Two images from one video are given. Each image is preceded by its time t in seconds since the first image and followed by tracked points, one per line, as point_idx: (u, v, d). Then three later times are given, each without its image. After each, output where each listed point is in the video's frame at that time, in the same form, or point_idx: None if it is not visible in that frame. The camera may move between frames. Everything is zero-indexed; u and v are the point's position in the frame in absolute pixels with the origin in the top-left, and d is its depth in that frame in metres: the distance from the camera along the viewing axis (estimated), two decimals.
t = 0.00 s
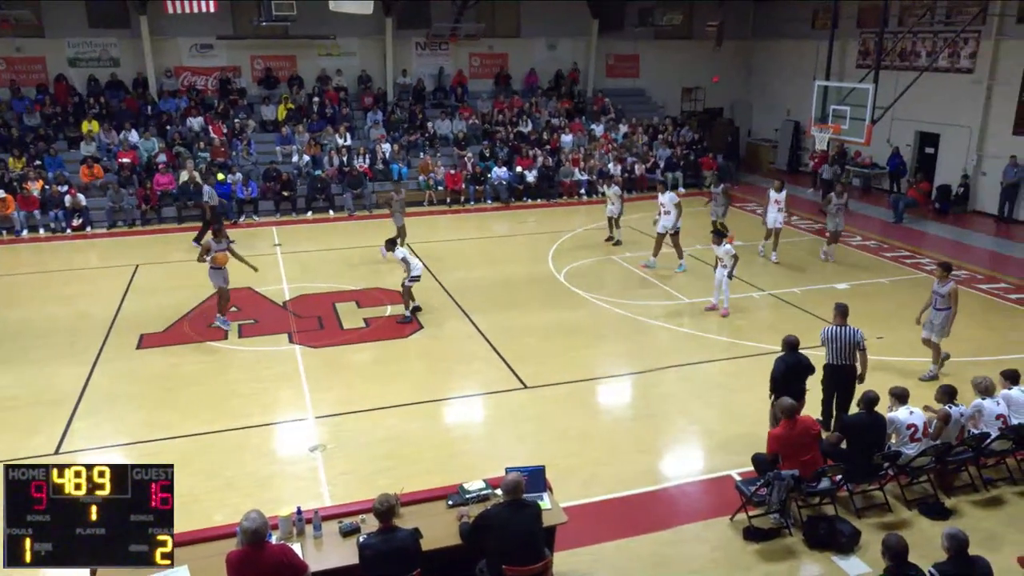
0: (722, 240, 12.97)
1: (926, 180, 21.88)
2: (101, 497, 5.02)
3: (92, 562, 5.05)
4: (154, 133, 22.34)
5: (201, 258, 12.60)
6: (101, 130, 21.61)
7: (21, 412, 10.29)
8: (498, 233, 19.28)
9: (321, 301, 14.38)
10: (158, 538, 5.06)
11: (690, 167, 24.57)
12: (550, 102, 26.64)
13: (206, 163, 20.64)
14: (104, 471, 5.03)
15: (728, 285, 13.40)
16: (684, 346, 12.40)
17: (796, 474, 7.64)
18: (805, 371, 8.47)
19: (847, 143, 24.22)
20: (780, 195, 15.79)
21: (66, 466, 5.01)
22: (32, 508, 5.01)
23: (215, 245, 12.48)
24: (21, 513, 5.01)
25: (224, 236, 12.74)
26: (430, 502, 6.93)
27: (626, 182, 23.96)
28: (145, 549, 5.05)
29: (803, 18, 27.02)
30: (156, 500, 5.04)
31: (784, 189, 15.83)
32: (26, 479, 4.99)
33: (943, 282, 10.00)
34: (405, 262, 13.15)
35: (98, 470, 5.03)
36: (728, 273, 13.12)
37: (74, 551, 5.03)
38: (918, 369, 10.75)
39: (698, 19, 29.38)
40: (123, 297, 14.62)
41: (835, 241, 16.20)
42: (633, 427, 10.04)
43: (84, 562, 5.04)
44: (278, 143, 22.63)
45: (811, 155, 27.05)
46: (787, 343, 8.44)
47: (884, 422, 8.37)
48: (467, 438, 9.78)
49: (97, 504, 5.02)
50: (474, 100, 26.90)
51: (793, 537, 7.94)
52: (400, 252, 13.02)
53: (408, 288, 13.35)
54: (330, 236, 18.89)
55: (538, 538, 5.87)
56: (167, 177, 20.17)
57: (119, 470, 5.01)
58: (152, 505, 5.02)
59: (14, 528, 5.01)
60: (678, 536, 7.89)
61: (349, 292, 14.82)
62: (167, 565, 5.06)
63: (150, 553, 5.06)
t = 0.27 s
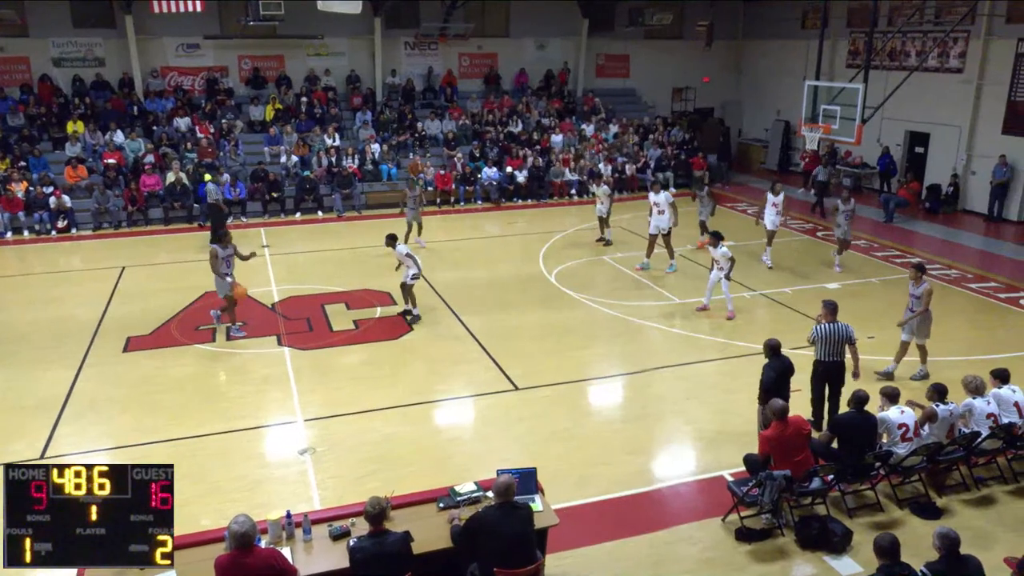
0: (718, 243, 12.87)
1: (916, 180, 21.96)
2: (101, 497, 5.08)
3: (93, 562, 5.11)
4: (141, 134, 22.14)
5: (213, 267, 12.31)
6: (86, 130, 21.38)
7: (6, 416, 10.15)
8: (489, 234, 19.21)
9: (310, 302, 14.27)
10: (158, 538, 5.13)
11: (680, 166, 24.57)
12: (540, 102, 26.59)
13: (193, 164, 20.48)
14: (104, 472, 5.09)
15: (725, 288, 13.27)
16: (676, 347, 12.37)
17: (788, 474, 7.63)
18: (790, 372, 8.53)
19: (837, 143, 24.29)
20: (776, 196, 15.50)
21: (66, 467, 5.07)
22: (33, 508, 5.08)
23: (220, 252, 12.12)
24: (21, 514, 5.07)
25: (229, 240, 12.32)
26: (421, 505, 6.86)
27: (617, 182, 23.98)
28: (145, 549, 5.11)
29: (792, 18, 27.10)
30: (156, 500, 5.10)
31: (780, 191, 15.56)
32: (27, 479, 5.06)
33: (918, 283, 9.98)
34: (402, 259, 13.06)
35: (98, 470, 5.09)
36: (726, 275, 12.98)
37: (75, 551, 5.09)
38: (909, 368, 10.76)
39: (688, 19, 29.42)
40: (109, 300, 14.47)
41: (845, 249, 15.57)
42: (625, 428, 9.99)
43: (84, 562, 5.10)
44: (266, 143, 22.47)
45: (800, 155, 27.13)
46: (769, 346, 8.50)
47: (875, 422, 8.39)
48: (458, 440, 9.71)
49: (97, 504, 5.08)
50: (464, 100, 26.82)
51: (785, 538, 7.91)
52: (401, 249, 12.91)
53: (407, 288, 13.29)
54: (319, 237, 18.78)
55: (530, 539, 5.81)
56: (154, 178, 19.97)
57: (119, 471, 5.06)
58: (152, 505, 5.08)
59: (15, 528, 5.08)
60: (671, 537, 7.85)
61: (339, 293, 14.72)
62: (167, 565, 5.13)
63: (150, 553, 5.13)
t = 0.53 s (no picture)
0: (722, 244, 12.82)
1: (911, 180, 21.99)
2: (101, 497, 5.05)
3: (93, 561, 5.10)
4: (132, 134, 22.01)
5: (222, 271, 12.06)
6: (77, 130, 21.22)
7: None
8: (484, 234, 19.15)
9: (304, 303, 14.18)
10: (159, 538, 5.11)
11: (675, 167, 24.55)
12: (534, 101, 26.54)
13: (186, 164, 20.36)
14: (104, 472, 5.05)
15: (727, 290, 13.26)
16: (671, 347, 12.34)
17: (785, 475, 7.60)
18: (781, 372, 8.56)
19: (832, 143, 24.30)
20: (781, 202, 15.31)
21: (66, 467, 5.03)
22: (32, 509, 5.04)
23: (231, 254, 11.90)
24: (20, 514, 5.03)
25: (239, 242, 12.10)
26: (416, 507, 6.79)
27: (612, 182, 23.97)
28: (146, 549, 5.09)
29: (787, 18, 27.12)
30: (156, 500, 5.07)
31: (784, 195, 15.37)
32: (25, 479, 5.02)
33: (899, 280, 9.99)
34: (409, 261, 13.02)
35: (97, 470, 5.05)
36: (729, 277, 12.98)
37: (75, 551, 5.06)
38: (904, 368, 10.77)
39: (683, 19, 29.41)
40: (101, 301, 14.35)
41: (858, 254, 15.35)
42: (621, 429, 9.95)
43: (85, 562, 5.08)
44: (259, 143, 22.35)
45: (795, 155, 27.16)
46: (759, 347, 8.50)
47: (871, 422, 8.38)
48: (453, 441, 9.66)
49: (97, 504, 5.05)
50: (458, 100, 26.74)
51: (781, 538, 7.89)
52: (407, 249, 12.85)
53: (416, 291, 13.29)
54: (313, 238, 18.70)
55: (526, 541, 5.76)
56: (146, 178, 19.83)
57: (119, 471, 5.03)
58: (153, 505, 5.06)
59: (14, 529, 5.03)
60: (667, 538, 7.81)
61: (333, 294, 14.63)
62: (167, 565, 5.11)
63: (150, 553, 5.10)
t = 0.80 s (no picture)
0: (722, 243, 12.68)
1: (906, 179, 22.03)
2: (101, 497, 5.01)
3: (92, 561, 5.05)
4: (124, 134, 21.88)
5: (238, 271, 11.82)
6: (68, 131, 21.08)
7: None
8: (478, 235, 19.10)
9: (297, 304, 14.11)
10: (159, 538, 5.06)
11: (671, 166, 24.54)
12: (529, 101, 26.50)
13: (178, 165, 20.24)
14: (104, 472, 5.01)
15: (727, 291, 13.11)
16: (667, 348, 12.31)
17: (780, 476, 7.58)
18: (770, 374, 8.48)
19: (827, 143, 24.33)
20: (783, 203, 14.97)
21: (65, 467, 4.99)
22: (31, 509, 4.99)
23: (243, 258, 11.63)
24: (20, 514, 4.98)
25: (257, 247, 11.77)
26: (411, 509, 6.74)
27: (607, 182, 23.96)
28: (146, 549, 5.05)
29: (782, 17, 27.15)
30: (156, 500, 5.03)
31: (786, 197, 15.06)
32: (25, 479, 4.97)
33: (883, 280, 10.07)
34: (427, 263, 12.81)
35: (97, 470, 5.00)
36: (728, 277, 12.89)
37: (75, 551, 5.02)
38: (900, 368, 10.76)
39: (678, 18, 29.41)
40: (92, 303, 14.25)
41: (860, 257, 14.91)
42: (616, 430, 9.91)
43: (85, 562, 5.04)
44: (252, 143, 22.24)
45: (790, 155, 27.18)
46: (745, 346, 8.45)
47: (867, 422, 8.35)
48: (448, 443, 9.61)
49: (97, 504, 5.01)
50: (452, 100, 26.67)
51: (776, 539, 7.86)
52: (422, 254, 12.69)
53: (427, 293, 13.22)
54: (307, 239, 18.62)
55: (522, 543, 5.71)
56: (138, 179, 19.71)
57: (119, 470, 4.99)
58: (152, 505, 5.01)
59: (13, 529, 4.99)
60: (663, 539, 7.77)
61: (326, 295, 14.56)
62: (167, 565, 5.06)
63: (150, 553, 5.06)
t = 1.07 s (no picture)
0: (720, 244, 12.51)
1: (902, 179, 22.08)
2: (101, 497, 4.95)
3: (93, 562, 5.00)
4: (116, 134, 21.77)
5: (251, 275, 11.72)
6: (60, 131, 20.96)
7: None
8: (473, 235, 19.06)
9: (291, 305, 14.04)
10: (158, 538, 5.00)
11: (666, 167, 24.53)
12: (524, 101, 26.48)
13: (170, 165, 20.13)
14: (104, 472, 4.95)
15: (724, 292, 13.11)
16: (662, 348, 12.30)
17: (776, 476, 7.57)
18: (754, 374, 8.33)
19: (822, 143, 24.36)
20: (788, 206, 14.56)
21: (66, 466, 4.93)
22: (31, 509, 4.94)
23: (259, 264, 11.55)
24: (20, 514, 4.93)
25: (270, 251, 11.76)
26: (406, 510, 6.70)
27: (602, 181, 23.93)
28: (145, 549, 4.98)
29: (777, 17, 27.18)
30: (156, 500, 4.97)
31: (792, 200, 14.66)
32: (26, 479, 4.92)
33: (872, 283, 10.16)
34: (434, 262, 12.59)
35: (98, 470, 4.95)
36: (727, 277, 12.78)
37: (75, 551, 4.96)
38: (895, 367, 10.77)
39: (673, 18, 29.41)
40: (85, 304, 14.16)
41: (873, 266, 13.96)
42: (611, 431, 9.88)
43: (85, 562, 4.98)
44: (245, 143, 22.16)
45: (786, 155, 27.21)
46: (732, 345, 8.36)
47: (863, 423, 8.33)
48: (443, 444, 9.57)
49: (97, 504, 4.95)
50: (447, 100, 26.61)
51: (772, 539, 7.84)
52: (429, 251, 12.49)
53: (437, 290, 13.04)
54: (301, 240, 18.54)
55: (518, 543, 5.68)
56: (130, 179, 19.60)
57: (118, 470, 4.93)
58: (152, 505, 4.95)
59: (14, 529, 4.93)
60: (659, 540, 7.74)
61: (321, 296, 14.50)
62: (167, 565, 5.00)
63: (150, 553, 4.99)
